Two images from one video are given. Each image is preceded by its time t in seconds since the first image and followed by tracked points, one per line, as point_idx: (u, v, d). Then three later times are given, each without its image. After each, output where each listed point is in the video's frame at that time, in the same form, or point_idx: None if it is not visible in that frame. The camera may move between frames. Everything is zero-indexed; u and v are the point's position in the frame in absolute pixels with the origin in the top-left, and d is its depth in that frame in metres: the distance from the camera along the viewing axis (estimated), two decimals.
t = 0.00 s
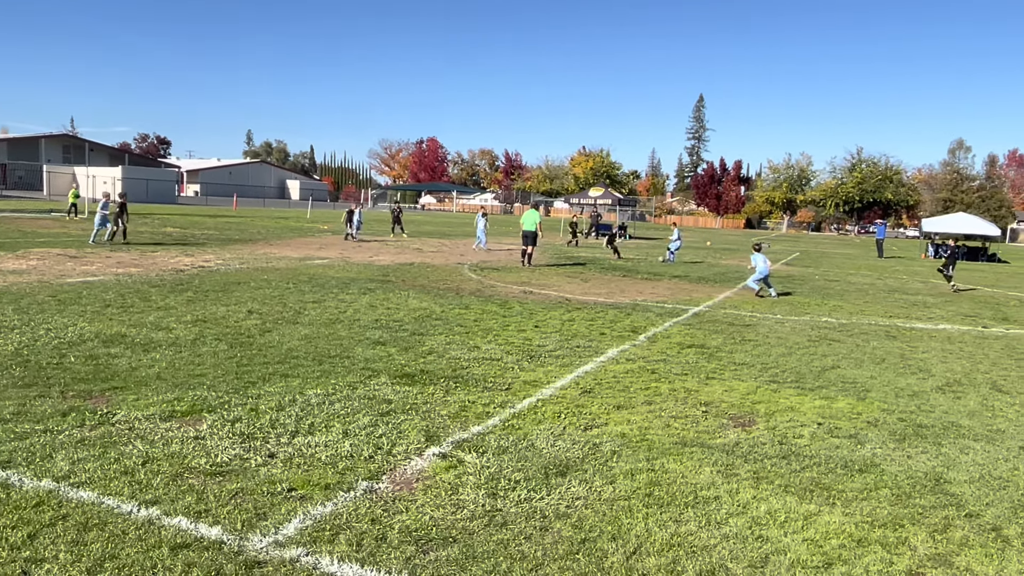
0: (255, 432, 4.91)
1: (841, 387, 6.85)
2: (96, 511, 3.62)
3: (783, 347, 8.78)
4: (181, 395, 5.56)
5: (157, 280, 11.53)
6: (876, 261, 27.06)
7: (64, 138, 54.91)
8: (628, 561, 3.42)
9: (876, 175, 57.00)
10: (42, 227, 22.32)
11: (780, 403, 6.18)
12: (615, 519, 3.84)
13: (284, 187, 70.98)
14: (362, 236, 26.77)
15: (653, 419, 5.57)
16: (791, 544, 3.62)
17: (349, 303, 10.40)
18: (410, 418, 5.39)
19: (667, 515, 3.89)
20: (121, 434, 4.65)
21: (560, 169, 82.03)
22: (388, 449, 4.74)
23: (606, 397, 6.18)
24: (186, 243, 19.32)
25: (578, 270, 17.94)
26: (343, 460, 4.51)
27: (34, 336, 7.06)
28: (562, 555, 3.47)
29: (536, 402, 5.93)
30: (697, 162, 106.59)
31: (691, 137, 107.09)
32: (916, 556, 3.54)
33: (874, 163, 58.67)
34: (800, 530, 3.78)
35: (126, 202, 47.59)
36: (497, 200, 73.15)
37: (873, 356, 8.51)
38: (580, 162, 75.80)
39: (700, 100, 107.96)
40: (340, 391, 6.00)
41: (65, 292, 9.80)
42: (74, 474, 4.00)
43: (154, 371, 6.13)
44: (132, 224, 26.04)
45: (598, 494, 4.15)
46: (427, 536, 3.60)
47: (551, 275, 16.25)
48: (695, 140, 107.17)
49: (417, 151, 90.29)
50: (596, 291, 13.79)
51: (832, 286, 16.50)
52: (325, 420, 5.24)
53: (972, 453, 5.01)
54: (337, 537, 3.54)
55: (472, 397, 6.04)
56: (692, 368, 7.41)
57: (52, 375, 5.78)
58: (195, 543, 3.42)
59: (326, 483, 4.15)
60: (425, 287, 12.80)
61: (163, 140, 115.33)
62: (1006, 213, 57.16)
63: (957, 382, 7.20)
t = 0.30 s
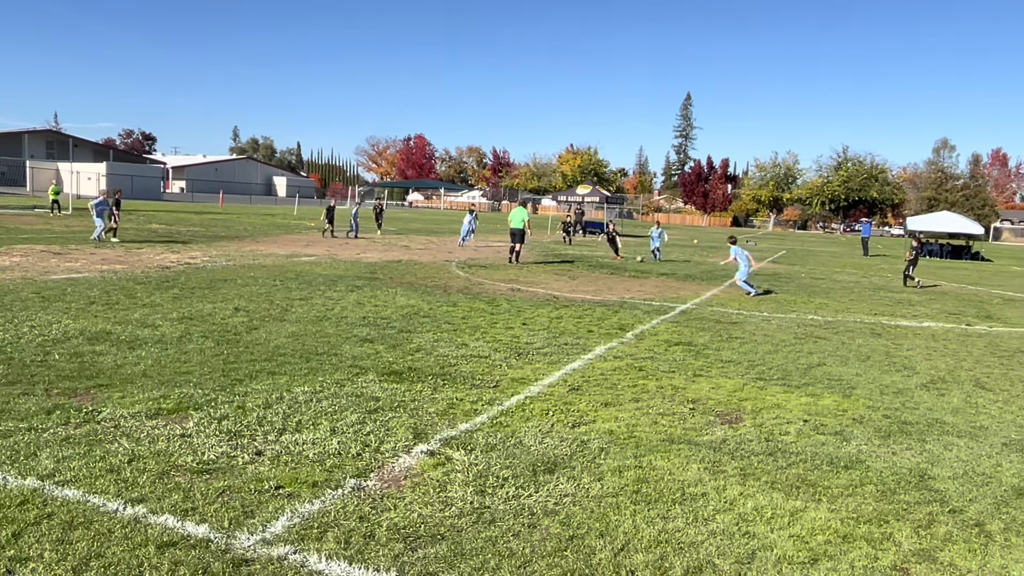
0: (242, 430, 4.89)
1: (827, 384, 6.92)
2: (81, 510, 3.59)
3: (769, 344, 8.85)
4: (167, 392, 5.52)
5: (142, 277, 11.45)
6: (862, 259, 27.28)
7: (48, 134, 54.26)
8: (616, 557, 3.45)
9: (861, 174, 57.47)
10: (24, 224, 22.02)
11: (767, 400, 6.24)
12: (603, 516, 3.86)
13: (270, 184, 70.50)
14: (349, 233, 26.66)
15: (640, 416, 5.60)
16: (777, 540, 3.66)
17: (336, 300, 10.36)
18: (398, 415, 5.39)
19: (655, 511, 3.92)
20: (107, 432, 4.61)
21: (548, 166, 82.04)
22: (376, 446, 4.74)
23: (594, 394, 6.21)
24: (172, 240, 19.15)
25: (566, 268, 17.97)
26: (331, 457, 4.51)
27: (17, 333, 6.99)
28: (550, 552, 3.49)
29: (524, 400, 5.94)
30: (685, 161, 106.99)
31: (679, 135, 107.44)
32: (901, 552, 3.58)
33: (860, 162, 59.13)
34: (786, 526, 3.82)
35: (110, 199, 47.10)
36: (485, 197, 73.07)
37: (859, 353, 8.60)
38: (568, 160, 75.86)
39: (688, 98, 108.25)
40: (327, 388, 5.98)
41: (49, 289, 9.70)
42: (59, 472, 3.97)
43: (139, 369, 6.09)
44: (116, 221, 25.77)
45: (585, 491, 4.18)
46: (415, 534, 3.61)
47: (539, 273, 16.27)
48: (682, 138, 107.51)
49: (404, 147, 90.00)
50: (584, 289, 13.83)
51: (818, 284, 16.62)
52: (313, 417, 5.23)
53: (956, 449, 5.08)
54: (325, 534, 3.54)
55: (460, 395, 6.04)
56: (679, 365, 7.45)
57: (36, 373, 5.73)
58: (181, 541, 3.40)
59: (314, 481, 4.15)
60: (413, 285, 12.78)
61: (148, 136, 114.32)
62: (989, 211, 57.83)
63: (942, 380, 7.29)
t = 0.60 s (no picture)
0: (231, 428, 4.88)
1: (816, 381, 6.98)
2: (69, 508, 3.58)
3: (758, 342, 8.90)
4: (156, 390, 5.50)
5: (131, 274, 11.37)
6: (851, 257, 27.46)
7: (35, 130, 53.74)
8: (605, 554, 3.47)
9: (850, 173, 57.83)
10: (11, 221, 21.82)
11: (755, 397, 6.28)
12: (592, 513, 3.88)
13: (260, 181, 70.14)
14: (339, 231, 26.59)
15: (630, 414, 5.63)
16: (765, 537, 3.69)
17: (326, 298, 10.34)
18: (388, 413, 5.39)
19: (643, 509, 3.95)
20: (95, 430, 4.59)
21: (539, 164, 82.05)
22: (365, 444, 4.74)
23: (584, 392, 6.23)
24: (160, 237, 19.02)
25: (556, 266, 18.00)
26: (320, 455, 4.50)
27: (4, 330, 6.94)
28: (539, 549, 3.51)
29: (514, 397, 5.96)
30: (675, 159, 107.26)
31: (669, 133, 107.76)
32: (887, 548, 3.63)
33: (849, 161, 59.49)
34: (774, 523, 3.85)
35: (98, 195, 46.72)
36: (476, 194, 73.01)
37: (847, 351, 8.67)
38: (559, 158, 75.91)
39: (678, 96, 108.51)
40: (317, 386, 5.98)
41: (37, 287, 9.64)
42: (46, 471, 3.95)
43: (127, 367, 6.06)
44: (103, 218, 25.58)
45: (574, 488, 4.20)
46: (404, 531, 3.62)
47: (530, 271, 16.29)
48: (673, 136, 107.81)
49: (395, 145, 89.76)
50: (574, 286, 13.86)
51: (807, 282, 16.73)
52: (302, 415, 5.23)
53: (942, 446, 5.14)
54: (314, 532, 3.54)
55: (449, 392, 6.04)
56: (669, 363, 7.50)
57: (24, 371, 5.69)
58: (169, 539, 3.39)
59: (303, 479, 4.14)
60: (403, 283, 12.75)
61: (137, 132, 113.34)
62: (976, 210, 58.31)
63: (929, 377, 7.37)
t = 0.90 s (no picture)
0: (224, 427, 4.86)
1: (808, 380, 7.01)
2: (60, 508, 3.55)
3: (751, 341, 8.94)
4: (148, 389, 5.47)
5: (123, 272, 11.31)
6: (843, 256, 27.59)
7: (25, 127, 53.33)
8: (599, 553, 3.47)
9: (843, 172, 58.07)
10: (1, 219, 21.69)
11: (748, 396, 6.30)
12: (585, 511, 3.89)
13: (252, 178, 69.89)
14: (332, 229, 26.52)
15: (624, 412, 5.64)
16: (758, 535, 3.71)
17: (319, 296, 10.32)
18: (381, 412, 5.39)
19: (637, 507, 3.96)
20: (86, 429, 4.56)
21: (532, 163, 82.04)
22: (359, 443, 4.73)
23: (577, 391, 6.24)
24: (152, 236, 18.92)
25: (550, 265, 18.01)
26: (313, 454, 4.49)
27: None
28: (534, 548, 3.51)
29: (507, 396, 5.96)
30: (668, 158, 107.47)
31: (663, 132, 107.97)
32: (880, 546, 3.65)
33: (841, 160, 59.74)
34: (767, 521, 3.87)
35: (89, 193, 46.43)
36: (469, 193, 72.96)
37: (840, 349, 8.71)
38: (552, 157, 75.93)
39: (672, 95, 108.71)
40: (310, 385, 5.96)
41: (28, 285, 9.57)
42: (37, 470, 3.92)
43: (120, 365, 6.03)
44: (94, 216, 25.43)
45: (569, 486, 4.21)
46: (398, 530, 3.61)
47: (524, 269, 16.29)
48: (666, 135, 108.01)
49: (388, 142, 89.57)
50: (568, 285, 13.87)
51: (800, 281, 16.79)
52: (295, 414, 5.21)
53: (935, 444, 5.17)
54: (308, 531, 3.53)
55: (443, 391, 6.04)
56: (662, 361, 7.51)
57: (15, 369, 5.66)
58: (162, 539, 3.38)
59: (297, 478, 4.13)
60: (397, 281, 12.73)
61: (128, 129, 112.67)
62: (967, 209, 58.64)
63: (921, 376, 7.41)
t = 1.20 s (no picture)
0: (220, 426, 4.85)
1: (804, 379, 7.02)
2: (56, 507, 3.54)
3: (746, 340, 8.96)
4: (143, 388, 5.45)
5: (117, 271, 11.25)
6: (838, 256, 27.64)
7: (19, 125, 53.08)
8: (596, 552, 3.48)
9: (838, 171, 58.19)
10: None
11: (744, 395, 6.32)
12: (582, 510, 3.89)
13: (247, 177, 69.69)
14: (328, 228, 26.46)
15: (620, 412, 5.64)
16: (755, 534, 3.72)
17: (314, 295, 10.30)
18: (378, 411, 5.38)
19: (634, 506, 3.96)
20: (82, 428, 4.55)
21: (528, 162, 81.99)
22: (355, 442, 4.72)
23: (574, 390, 6.24)
24: (147, 234, 18.85)
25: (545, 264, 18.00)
26: (310, 453, 4.48)
27: None
28: (530, 547, 3.51)
29: (503, 395, 5.95)
30: (664, 157, 107.58)
31: (658, 132, 108.06)
32: (876, 545, 3.66)
33: (836, 160, 59.87)
34: (763, 520, 3.88)
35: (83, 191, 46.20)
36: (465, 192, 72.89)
37: (835, 349, 8.73)
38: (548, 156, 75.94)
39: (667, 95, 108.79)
40: (306, 384, 5.95)
41: (22, 283, 9.53)
42: (32, 469, 3.90)
43: (115, 364, 6.01)
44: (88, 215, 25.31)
45: (565, 486, 4.21)
46: (395, 530, 3.61)
47: (520, 269, 16.28)
48: (662, 135, 108.11)
49: (384, 141, 89.40)
50: (563, 284, 13.86)
51: (795, 281, 16.83)
52: (291, 413, 5.20)
53: (930, 444, 5.19)
54: (304, 531, 3.53)
55: (439, 390, 6.04)
56: (658, 361, 7.52)
57: (9, 368, 5.63)
58: (158, 538, 3.37)
59: (293, 477, 4.13)
60: (392, 280, 12.70)
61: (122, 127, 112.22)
62: (961, 208, 58.80)
63: (916, 375, 7.43)
